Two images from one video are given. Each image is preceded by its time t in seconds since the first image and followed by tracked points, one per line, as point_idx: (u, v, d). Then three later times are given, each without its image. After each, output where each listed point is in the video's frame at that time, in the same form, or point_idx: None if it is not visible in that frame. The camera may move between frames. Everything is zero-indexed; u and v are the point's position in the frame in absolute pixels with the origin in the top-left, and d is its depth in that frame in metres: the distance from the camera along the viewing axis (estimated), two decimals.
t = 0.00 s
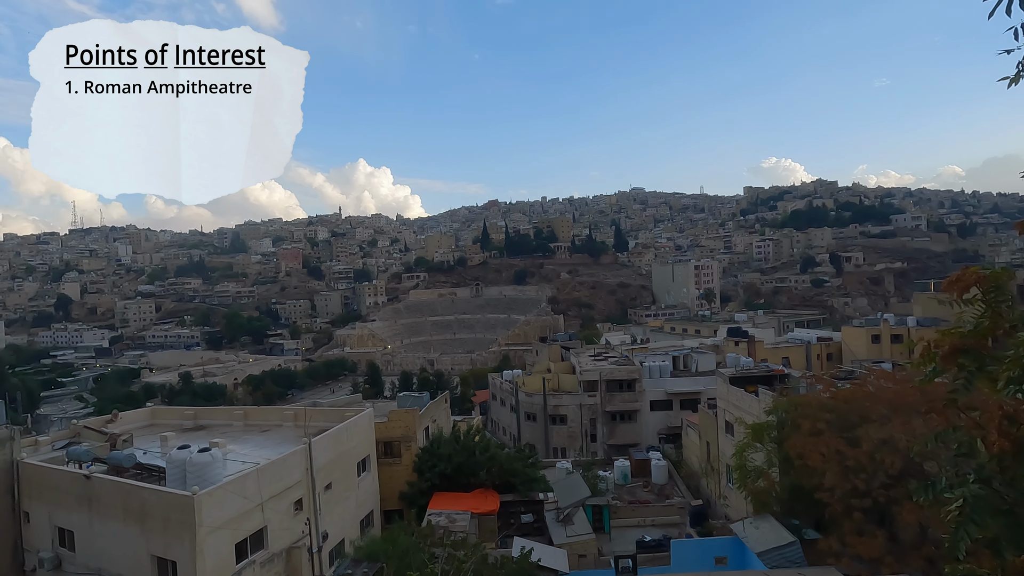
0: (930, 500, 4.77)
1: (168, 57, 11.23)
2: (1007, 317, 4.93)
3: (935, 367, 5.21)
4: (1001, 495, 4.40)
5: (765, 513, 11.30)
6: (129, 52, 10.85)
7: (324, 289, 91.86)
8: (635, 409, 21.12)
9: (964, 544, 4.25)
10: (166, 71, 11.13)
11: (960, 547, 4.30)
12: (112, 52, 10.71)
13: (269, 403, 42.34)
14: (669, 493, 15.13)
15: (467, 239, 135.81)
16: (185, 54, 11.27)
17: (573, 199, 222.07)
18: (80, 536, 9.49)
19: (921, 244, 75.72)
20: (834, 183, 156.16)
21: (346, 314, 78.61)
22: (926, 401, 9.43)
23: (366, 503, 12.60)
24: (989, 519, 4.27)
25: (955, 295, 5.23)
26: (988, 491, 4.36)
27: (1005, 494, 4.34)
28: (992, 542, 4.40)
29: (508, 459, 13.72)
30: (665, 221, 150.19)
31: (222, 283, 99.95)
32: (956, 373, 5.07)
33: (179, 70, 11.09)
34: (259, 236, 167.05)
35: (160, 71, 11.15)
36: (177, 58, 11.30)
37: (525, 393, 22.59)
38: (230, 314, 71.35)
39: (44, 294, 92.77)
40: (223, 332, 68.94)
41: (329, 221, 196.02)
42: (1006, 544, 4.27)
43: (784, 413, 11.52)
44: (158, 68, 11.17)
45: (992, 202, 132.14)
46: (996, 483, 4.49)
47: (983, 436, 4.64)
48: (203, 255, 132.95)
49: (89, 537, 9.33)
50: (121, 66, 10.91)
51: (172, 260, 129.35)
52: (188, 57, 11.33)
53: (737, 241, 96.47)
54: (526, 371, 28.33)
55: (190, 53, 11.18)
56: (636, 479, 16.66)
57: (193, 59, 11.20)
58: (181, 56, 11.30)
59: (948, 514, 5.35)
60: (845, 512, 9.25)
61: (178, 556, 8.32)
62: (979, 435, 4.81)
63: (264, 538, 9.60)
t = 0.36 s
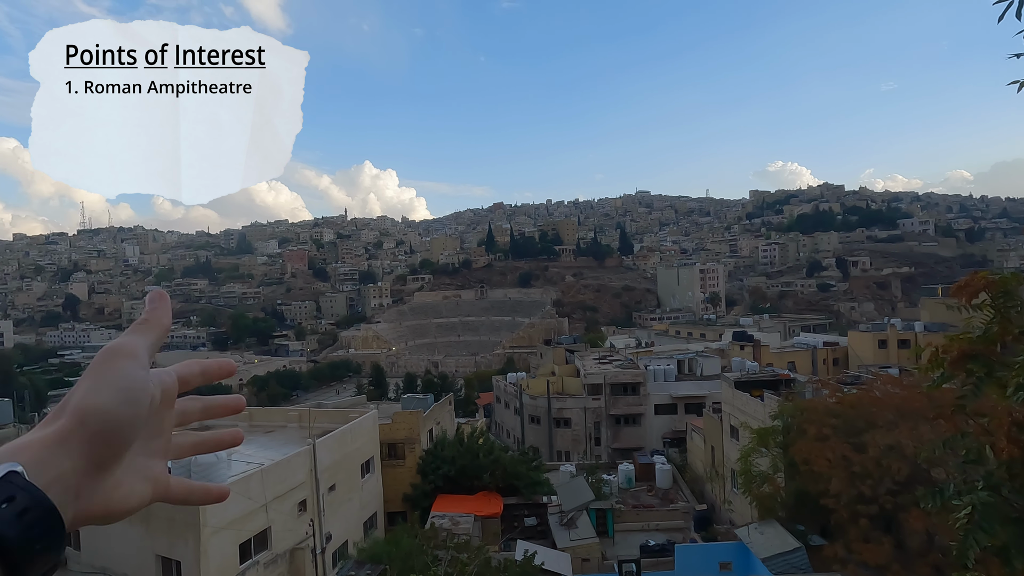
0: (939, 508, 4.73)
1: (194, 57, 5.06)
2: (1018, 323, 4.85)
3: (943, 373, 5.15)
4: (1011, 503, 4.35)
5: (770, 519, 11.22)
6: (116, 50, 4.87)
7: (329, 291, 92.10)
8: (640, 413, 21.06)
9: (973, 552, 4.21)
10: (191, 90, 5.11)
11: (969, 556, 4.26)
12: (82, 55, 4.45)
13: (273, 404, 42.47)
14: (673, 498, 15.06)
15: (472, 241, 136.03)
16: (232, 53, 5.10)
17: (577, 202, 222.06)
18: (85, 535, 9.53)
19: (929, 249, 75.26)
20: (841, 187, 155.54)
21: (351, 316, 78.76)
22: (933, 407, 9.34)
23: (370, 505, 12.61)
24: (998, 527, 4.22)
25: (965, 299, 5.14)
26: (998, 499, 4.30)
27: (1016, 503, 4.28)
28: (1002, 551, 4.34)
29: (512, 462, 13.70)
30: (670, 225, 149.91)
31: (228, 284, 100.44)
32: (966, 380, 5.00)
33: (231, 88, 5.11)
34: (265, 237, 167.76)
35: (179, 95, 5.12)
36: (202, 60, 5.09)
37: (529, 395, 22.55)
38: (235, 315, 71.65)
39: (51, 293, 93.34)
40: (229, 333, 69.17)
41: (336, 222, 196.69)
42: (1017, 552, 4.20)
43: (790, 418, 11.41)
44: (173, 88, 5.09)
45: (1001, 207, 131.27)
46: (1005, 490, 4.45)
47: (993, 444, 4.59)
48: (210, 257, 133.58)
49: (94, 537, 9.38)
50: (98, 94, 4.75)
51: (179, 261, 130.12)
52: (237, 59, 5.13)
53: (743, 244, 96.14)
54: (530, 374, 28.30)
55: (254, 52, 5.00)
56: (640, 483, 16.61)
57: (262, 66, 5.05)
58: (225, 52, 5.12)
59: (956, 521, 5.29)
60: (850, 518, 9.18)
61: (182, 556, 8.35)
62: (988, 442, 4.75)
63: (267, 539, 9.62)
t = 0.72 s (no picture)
0: (943, 515, 4.69)
1: (194, 56, 5.44)
2: None
3: (949, 380, 5.10)
4: (1015, 512, 4.30)
5: (775, 524, 11.13)
6: (118, 51, 5.17)
7: (335, 292, 92.40)
8: (645, 415, 21.00)
9: (977, 561, 4.15)
10: (192, 91, 5.55)
11: (972, 564, 4.21)
12: (83, 55, 4.69)
13: (279, 404, 42.60)
14: (677, 502, 15.00)
15: (478, 242, 136.11)
16: (228, 53, 5.49)
17: (583, 203, 221.90)
18: (92, 533, 9.57)
19: (937, 253, 74.77)
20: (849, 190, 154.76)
21: (356, 317, 78.96)
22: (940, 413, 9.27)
23: (374, 505, 12.62)
24: (1004, 536, 4.17)
25: (970, 307, 5.08)
26: (1002, 506, 4.25)
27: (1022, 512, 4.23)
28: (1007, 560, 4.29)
29: (516, 464, 13.70)
30: (676, 227, 149.54)
31: (234, 284, 100.91)
32: (971, 388, 4.95)
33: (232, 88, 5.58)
34: (272, 237, 168.42)
35: (179, 93, 5.53)
36: (201, 60, 5.46)
37: (534, 397, 22.54)
38: (241, 315, 71.94)
39: (60, 292, 94.07)
40: (235, 333, 69.50)
41: (342, 223, 197.34)
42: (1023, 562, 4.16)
43: (796, 422, 11.32)
44: (172, 87, 5.48)
45: (1011, 211, 130.31)
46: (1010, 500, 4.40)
47: (997, 452, 4.55)
48: (217, 257, 134.20)
49: (101, 534, 9.41)
50: (99, 92, 5.02)
51: (187, 261, 130.79)
52: (233, 58, 5.51)
53: (750, 247, 95.78)
54: (535, 375, 28.26)
55: (250, 52, 5.41)
56: (644, 485, 16.56)
57: (260, 64, 5.47)
58: (222, 52, 5.50)
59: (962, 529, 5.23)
60: (857, 524, 9.10)
61: (187, 555, 8.38)
62: (993, 449, 4.70)
63: (272, 539, 9.64)
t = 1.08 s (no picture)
0: (944, 519, 4.66)
1: (194, 55, 5.20)
2: None
3: (952, 384, 5.06)
4: (1018, 516, 4.26)
5: (779, 527, 11.08)
6: (117, 51, 5.00)
7: (340, 291, 92.76)
8: (649, 417, 20.96)
9: (978, 565, 4.12)
10: (190, 91, 5.28)
11: (974, 568, 4.17)
12: (82, 54, 4.59)
13: (284, 403, 42.82)
14: (681, 504, 14.97)
15: (482, 243, 136.29)
16: (231, 53, 5.25)
17: (589, 205, 221.73)
18: (99, 529, 9.60)
19: (944, 257, 74.32)
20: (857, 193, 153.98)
21: (361, 317, 79.24)
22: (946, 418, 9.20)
23: (378, 505, 12.64)
24: (1005, 541, 4.13)
25: (973, 312, 5.04)
26: (1004, 513, 4.20)
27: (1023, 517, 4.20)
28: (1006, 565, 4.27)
29: (519, 465, 13.72)
30: (681, 229, 149.29)
31: (240, 283, 101.41)
32: (973, 393, 4.91)
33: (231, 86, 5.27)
34: (278, 237, 169.10)
35: (179, 94, 5.26)
36: (200, 60, 5.23)
37: (538, 398, 22.55)
38: (247, 314, 72.30)
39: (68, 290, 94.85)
40: (241, 332, 69.85)
41: (347, 222, 197.95)
42: None
43: (801, 426, 11.25)
44: (172, 87, 5.22)
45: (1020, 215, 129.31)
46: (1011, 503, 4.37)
47: (998, 456, 4.51)
48: (223, 256, 134.93)
49: (108, 530, 9.46)
50: (99, 94, 4.84)
51: (194, 260, 131.59)
52: (237, 59, 5.28)
53: (756, 250, 95.47)
54: (539, 376, 28.28)
55: (254, 52, 5.17)
56: (648, 488, 16.54)
57: (261, 64, 5.22)
58: (224, 51, 5.28)
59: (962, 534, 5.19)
60: (861, 529, 9.04)
61: (193, 552, 8.42)
62: (994, 453, 4.67)
63: (276, 537, 9.67)
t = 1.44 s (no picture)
0: (949, 522, 4.61)
1: (194, 56, 5.32)
2: None
3: (957, 387, 5.02)
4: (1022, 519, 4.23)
5: (781, 530, 11.03)
6: (117, 51, 5.24)
7: (343, 291, 92.87)
8: (651, 420, 20.93)
9: (983, 567, 4.09)
10: (187, 90, 5.43)
11: (978, 572, 4.15)
12: (82, 54, 4.77)
13: (286, 403, 42.88)
14: (683, 507, 14.93)
15: (485, 245, 136.37)
16: (226, 52, 5.31)
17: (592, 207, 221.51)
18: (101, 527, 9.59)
19: (949, 260, 74.01)
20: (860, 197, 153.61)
21: (364, 317, 79.29)
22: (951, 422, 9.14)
23: (380, 505, 12.63)
24: (1009, 543, 4.12)
25: (978, 315, 5.00)
26: (1008, 515, 4.17)
27: None
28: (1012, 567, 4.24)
29: (521, 466, 13.70)
30: (684, 231, 149.14)
31: (243, 283, 101.69)
32: (980, 396, 4.87)
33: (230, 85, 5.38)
34: (281, 237, 169.45)
35: (179, 93, 5.42)
36: (200, 60, 5.34)
37: (540, 400, 22.54)
38: (250, 314, 72.44)
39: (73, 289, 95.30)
40: (244, 332, 70.02)
41: (350, 223, 198.28)
42: None
43: (803, 429, 11.19)
44: (172, 86, 5.39)
45: None
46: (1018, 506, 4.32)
47: (1005, 459, 4.47)
48: (226, 255, 135.32)
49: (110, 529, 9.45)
50: (98, 93, 5.08)
51: (197, 259, 132.09)
52: (232, 59, 5.31)
53: (759, 252, 95.17)
54: (541, 378, 28.25)
55: (247, 51, 5.18)
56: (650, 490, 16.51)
57: (258, 65, 5.21)
58: (222, 53, 5.33)
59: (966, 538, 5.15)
60: (864, 533, 9.01)
61: (195, 550, 8.42)
62: (1000, 456, 4.64)
63: (278, 537, 9.66)
